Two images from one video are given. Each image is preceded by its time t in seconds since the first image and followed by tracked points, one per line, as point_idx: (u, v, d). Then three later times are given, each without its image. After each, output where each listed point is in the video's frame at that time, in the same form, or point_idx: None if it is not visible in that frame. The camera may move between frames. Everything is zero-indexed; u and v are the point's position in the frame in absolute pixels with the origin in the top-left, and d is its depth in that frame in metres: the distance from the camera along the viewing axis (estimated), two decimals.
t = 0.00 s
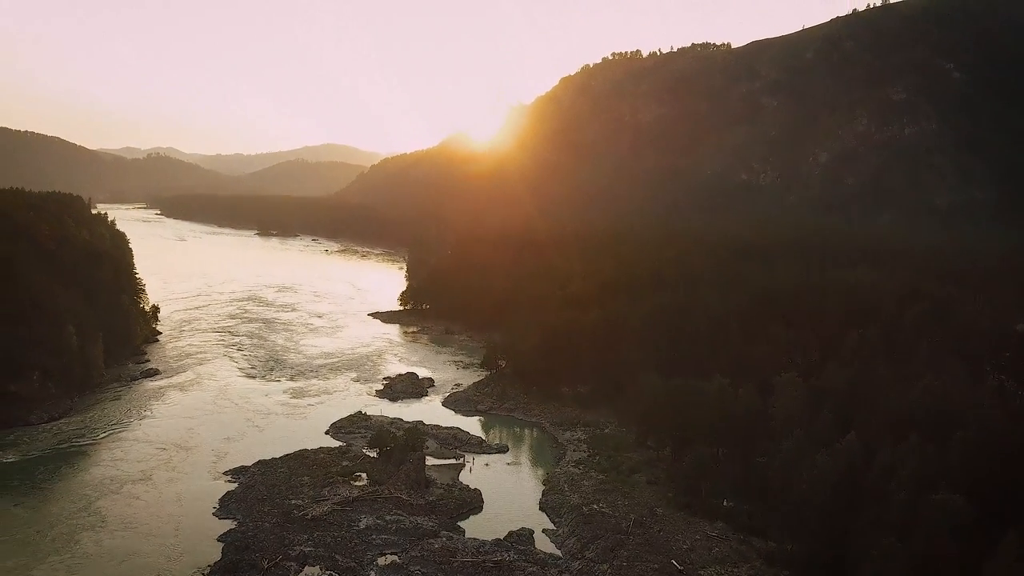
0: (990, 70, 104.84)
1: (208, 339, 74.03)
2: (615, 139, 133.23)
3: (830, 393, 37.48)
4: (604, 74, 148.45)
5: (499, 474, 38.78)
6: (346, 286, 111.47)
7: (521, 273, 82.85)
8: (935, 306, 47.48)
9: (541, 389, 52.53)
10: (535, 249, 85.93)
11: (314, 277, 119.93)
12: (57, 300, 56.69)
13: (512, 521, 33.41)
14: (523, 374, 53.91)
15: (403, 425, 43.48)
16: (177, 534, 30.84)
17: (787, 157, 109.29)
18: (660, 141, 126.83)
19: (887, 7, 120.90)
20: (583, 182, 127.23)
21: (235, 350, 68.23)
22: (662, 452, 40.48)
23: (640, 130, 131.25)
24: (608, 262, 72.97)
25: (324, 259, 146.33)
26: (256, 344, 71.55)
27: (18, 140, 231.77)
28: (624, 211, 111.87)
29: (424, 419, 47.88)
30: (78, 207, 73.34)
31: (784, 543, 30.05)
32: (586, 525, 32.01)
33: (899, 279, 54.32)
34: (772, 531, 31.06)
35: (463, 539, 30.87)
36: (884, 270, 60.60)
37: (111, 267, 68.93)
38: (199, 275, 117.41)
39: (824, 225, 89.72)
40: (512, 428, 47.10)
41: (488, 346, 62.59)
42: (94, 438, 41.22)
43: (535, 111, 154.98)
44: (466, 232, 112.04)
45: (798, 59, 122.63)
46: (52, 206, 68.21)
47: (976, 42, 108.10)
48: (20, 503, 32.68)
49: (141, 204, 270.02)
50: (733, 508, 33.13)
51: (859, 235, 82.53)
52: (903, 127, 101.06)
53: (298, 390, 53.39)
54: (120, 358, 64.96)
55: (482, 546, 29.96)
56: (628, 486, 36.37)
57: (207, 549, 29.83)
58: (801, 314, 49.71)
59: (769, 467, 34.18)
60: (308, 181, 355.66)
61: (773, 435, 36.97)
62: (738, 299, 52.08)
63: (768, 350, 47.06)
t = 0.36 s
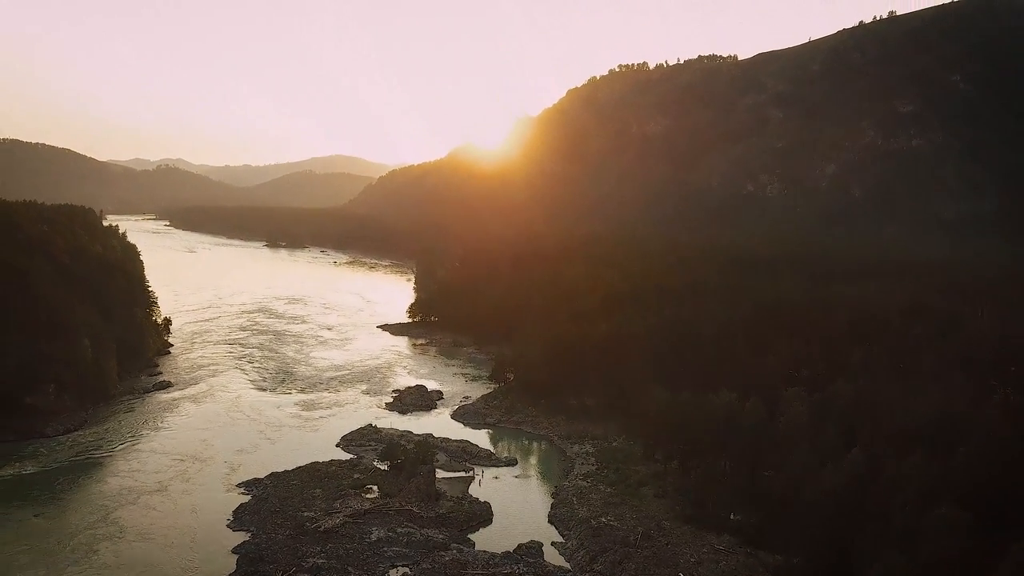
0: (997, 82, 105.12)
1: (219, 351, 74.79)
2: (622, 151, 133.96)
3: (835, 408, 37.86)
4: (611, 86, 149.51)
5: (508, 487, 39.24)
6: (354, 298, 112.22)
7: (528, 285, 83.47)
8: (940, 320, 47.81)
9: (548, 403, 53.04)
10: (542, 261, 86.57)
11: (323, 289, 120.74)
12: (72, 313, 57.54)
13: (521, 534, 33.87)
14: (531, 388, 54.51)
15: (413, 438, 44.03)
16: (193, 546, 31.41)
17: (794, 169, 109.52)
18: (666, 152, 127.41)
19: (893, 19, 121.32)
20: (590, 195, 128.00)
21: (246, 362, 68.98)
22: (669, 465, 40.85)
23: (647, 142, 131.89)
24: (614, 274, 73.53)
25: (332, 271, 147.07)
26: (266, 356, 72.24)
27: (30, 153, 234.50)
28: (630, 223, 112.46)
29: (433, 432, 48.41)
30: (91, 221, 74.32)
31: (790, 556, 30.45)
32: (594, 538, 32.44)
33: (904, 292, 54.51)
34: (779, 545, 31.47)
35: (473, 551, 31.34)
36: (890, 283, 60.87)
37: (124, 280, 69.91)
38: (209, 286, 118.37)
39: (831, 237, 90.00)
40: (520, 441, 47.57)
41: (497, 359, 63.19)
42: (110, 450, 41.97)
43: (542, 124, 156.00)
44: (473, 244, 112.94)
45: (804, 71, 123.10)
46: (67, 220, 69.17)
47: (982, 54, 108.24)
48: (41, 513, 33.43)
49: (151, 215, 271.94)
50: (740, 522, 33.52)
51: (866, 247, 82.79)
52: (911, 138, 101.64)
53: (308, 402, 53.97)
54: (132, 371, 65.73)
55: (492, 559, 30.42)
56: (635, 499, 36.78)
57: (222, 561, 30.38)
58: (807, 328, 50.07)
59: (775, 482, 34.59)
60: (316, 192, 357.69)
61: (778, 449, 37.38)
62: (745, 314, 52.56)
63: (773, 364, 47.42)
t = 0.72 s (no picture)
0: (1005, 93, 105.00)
1: (230, 363, 75.50)
2: (630, 162, 134.50)
3: (842, 423, 38.08)
4: (619, 99, 150.21)
5: (518, 500, 39.64)
6: (364, 310, 112.94)
7: (537, 298, 84.04)
8: (948, 334, 47.88)
9: (557, 416, 53.48)
10: (550, 274, 87.13)
11: (333, 301, 121.61)
12: (87, 327, 58.39)
13: (530, 546, 34.29)
14: (540, 402, 54.96)
15: (423, 451, 44.48)
16: (209, 557, 31.95)
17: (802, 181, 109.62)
18: (673, 164, 127.80)
19: (900, 30, 121.24)
20: (598, 207, 128.63)
21: (257, 375, 69.64)
22: (677, 479, 41.14)
23: (654, 153, 132.35)
24: (622, 287, 73.99)
25: (342, 283, 148.03)
26: (277, 369, 72.89)
27: (43, 167, 237.38)
28: (638, 236, 112.90)
29: (443, 445, 48.86)
30: (105, 235, 75.32)
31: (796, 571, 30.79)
32: (603, 551, 32.83)
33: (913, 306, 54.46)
34: (784, 559, 31.81)
35: (485, 565, 31.70)
36: (899, 296, 60.90)
37: (137, 293, 70.80)
38: (221, 299, 119.41)
39: (839, 250, 90.21)
40: (529, 454, 47.94)
41: (507, 373, 63.70)
42: (126, 461, 42.64)
43: (550, 136, 156.83)
44: (482, 256, 113.69)
45: (811, 83, 123.39)
46: (81, 234, 70.15)
47: (990, 65, 108.08)
48: (60, 524, 34.10)
49: (161, 227, 274.19)
50: (747, 535, 33.90)
51: (874, 260, 82.85)
52: (918, 149, 101.75)
53: (320, 415, 54.50)
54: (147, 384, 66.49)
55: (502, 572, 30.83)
56: (643, 513, 37.16)
57: (237, 573, 30.87)
58: (813, 342, 50.27)
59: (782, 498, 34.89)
60: (325, 204, 359.63)
61: (785, 464, 37.65)
62: (752, 330, 52.81)
63: (781, 378, 47.65)
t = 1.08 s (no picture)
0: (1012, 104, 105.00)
1: (241, 375, 76.24)
2: (636, 174, 135.21)
3: (847, 437, 38.40)
4: (626, 111, 151.16)
5: (527, 513, 40.08)
6: (373, 322, 113.70)
7: (545, 310, 84.58)
8: (954, 346, 48.03)
9: (565, 429, 53.94)
10: (557, 286, 87.56)
11: (342, 313, 122.44)
12: (101, 340, 59.28)
13: (539, 559, 34.72)
14: (548, 415, 55.47)
15: (433, 464, 44.97)
16: (224, 568, 32.51)
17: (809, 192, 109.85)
18: (680, 176, 128.26)
19: (906, 41, 121.28)
20: (605, 220, 129.40)
21: (267, 387, 70.35)
22: (684, 492, 41.46)
23: (661, 165, 133.07)
24: (629, 299, 74.50)
25: (350, 295, 148.99)
26: (287, 381, 73.59)
27: (55, 180, 240.20)
28: (645, 248, 113.48)
29: (452, 458, 49.35)
30: (118, 248, 76.45)
31: None
32: (612, 564, 33.22)
33: (918, 319, 54.62)
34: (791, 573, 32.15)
35: None
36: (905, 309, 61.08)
37: (150, 306, 71.73)
38: (232, 311, 120.43)
39: (845, 262, 90.43)
40: (537, 466, 48.40)
41: (515, 386, 64.27)
42: (141, 473, 43.32)
43: (557, 148, 157.85)
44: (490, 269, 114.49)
45: (818, 95, 123.85)
46: (95, 248, 71.24)
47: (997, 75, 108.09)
48: (79, 534, 34.79)
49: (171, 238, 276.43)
50: (754, 549, 34.23)
51: (881, 273, 83.00)
52: (924, 161, 101.91)
53: (330, 427, 55.09)
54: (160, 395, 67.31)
55: None
56: (651, 526, 37.53)
57: None
58: (820, 355, 50.55)
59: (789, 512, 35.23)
60: (334, 215, 361.63)
61: (793, 478, 37.96)
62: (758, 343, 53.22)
63: (787, 392, 47.97)
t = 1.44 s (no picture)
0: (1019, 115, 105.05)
1: (251, 387, 76.92)
2: (643, 185, 135.80)
3: (854, 451, 38.65)
4: (632, 122, 151.94)
5: (536, 526, 40.46)
6: (382, 334, 114.30)
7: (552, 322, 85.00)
8: (961, 359, 48.14)
9: (573, 442, 54.28)
10: (564, 297, 88.01)
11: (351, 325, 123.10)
12: (116, 353, 60.15)
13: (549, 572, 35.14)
14: (557, 428, 55.81)
15: (443, 478, 45.41)
16: None
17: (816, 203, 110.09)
18: (687, 188, 128.56)
19: (913, 53, 121.48)
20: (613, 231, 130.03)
21: (278, 399, 70.99)
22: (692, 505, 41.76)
23: (668, 176, 133.64)
24: (636, 312, 74.92)
25: (359, 307, 149.74)
26: (298, 393, 74.20)
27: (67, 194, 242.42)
28: (652, 260, 113.93)
29: (461, 471, 49.77)
30: (131, 261, 77.49)
31: None
32: None
33: (925, 332, 54.77)
34: None
35: None
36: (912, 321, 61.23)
37: (163, 319, 72.60)
38: (241, 323, 121.15)
39: (853, 275, 90.59)
40: (546, 480, 48.74)
41: (524, 399, 64.67)
42: (156, 485, 43.96)
43: (564, 160, 158.71)
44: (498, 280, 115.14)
45: (824, 107, 124.26)
46: (109, 262, 72.26)
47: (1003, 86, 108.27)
48: (98, 545, 35.48)
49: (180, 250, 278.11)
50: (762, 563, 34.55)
51: (888, 286, 83.09)
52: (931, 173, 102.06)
53: (340, 440, 55.60)
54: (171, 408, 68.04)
55: None
56: (660, 539, 37.88)
57: None
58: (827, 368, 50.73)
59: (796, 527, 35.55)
60: (342, 227, 363.44)
61: (800, 492, 38.23)
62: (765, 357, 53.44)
63: (794, 406, 48.24)
